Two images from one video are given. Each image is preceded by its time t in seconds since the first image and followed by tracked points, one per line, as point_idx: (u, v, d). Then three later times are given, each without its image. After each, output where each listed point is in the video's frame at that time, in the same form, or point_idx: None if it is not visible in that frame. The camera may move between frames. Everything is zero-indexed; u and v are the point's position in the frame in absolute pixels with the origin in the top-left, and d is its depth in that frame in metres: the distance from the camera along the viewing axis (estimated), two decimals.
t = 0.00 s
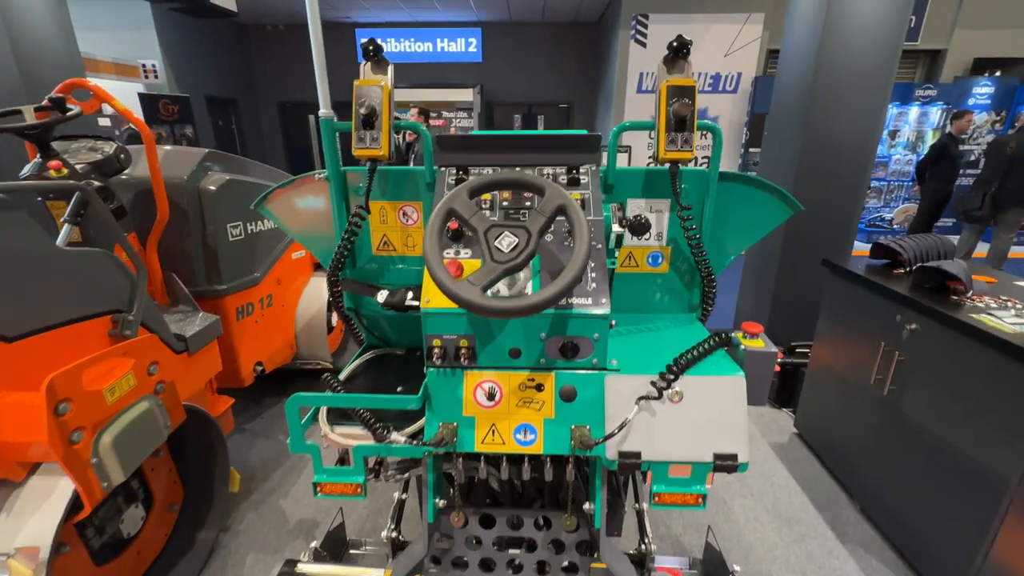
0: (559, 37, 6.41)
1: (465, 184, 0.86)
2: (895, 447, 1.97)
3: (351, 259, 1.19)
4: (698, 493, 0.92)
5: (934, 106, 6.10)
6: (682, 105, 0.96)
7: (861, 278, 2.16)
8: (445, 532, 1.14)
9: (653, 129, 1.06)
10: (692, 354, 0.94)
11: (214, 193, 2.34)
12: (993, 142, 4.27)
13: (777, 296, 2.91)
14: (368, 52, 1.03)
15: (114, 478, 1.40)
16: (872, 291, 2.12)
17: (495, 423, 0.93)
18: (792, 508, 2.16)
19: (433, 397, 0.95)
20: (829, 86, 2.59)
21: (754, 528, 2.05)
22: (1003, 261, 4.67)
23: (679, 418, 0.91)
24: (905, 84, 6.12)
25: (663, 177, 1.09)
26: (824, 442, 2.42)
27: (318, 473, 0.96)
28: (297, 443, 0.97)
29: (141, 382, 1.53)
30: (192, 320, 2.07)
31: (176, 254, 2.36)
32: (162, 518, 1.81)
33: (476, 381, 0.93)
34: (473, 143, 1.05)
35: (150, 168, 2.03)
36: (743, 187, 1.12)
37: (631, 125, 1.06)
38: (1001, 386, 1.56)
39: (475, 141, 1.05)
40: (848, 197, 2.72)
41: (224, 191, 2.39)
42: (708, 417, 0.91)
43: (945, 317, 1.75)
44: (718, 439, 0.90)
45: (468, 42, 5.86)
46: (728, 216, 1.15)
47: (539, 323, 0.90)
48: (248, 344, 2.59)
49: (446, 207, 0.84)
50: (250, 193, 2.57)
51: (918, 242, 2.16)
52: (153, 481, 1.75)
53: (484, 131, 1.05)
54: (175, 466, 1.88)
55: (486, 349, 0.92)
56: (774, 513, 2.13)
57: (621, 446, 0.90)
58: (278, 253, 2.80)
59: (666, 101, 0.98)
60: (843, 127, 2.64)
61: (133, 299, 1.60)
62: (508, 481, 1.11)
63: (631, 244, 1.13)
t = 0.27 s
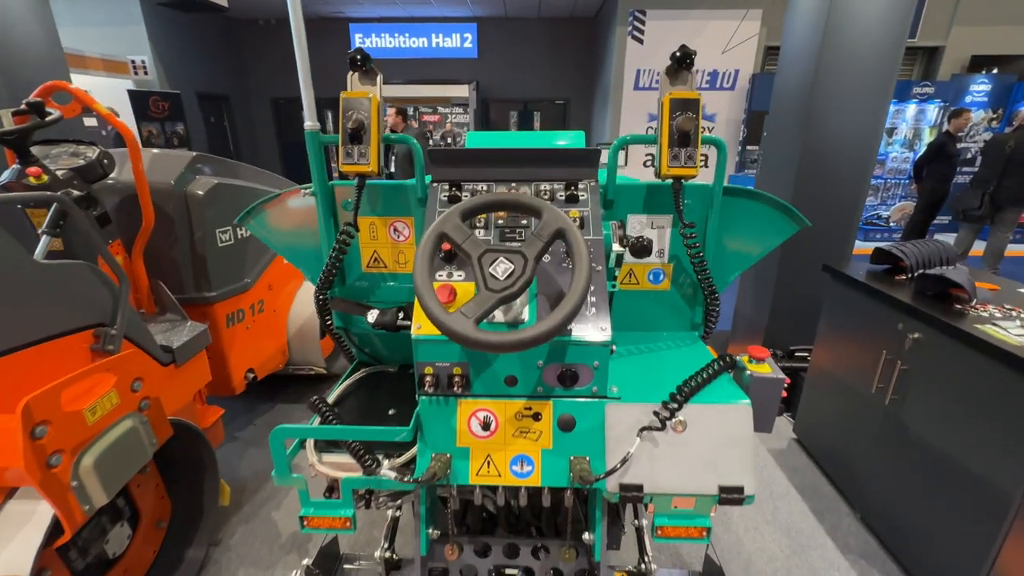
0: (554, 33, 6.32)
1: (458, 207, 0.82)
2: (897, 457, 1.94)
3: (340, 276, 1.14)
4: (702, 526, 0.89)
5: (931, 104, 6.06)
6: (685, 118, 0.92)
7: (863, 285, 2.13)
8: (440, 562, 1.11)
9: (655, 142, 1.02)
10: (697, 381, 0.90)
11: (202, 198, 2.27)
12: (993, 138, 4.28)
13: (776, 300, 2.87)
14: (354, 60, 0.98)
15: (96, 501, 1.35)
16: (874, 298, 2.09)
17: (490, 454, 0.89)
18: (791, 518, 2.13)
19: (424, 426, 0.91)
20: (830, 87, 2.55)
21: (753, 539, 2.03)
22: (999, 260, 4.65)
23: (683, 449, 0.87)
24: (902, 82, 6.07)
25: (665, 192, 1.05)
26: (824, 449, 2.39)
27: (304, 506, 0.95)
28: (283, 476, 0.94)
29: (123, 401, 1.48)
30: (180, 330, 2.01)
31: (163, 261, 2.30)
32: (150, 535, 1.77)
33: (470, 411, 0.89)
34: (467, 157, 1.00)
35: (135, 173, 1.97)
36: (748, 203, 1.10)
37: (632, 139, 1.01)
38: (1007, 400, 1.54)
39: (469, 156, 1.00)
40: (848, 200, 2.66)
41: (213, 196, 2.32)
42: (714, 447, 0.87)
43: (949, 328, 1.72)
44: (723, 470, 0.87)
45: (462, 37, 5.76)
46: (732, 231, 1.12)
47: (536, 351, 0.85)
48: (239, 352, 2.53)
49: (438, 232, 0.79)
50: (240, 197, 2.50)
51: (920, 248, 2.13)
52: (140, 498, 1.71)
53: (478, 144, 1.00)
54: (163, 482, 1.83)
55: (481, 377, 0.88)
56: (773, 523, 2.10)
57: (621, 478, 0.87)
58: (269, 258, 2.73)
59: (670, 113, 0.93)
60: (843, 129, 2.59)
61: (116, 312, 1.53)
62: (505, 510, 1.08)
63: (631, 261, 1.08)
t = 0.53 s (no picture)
0: (549, 19, 6.18)
1: (456, 212, 0.75)
2: (901, 458, 1.91)
3: (329, 282, 1.07)
4: (715, 549, 0.84)
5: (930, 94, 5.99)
6: (700, 114, 0.85)
7: (868, 283, 2.08)
8: None
9: (666, 139, 0.95)
10: (711, 396, 0.85)
11: (188, 193, 2.18)
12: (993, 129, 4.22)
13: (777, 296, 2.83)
14: (342, 48, 0.90)
15: (77, 515, 1.29)
16: (880, 296, 2.04)
17: (491, 475, 0.84)
18: (793, 518, 2.10)
19: (421, 446, 0.85)
20: (835, 78, 2.48)
21: (755, 540, 1.99)
22: (996, 252, 4.64)
23: (697, 470, 0.82)
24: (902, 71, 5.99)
25: (677, 193, 0.98)
26: (825, 448, 2.36)
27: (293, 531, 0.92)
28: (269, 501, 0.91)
29: (105, 409, 1.42)
30: (167, 331, 1.94)
31: (148, 258, 2.21)
32: (138, 543, 1.71)
33: (470, 429, 0.83)
34: (465, 155, 0.93)
35: (116, 166, 1.88)
36: (763, 203, 1.03)
37: (641, 136, 0.95)
38: (1019, 402, 1.50)
39: (468, 154, 0.93)
40: (852, 194, 2.63)
41: (199, 190, 2.23)
42: (728, 468, 0.83)
43: (960, 327, 1.67)
44: (739, 491, 0.82)
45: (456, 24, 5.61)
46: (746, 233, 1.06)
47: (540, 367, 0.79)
48: (229, 351, 2.46)
49: (433, 242, 0.73)
50: (227, 191, 2.41)
51: (927, 244, 2.06)
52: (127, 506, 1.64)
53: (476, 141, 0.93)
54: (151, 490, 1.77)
55: (481, 395, 0.82)
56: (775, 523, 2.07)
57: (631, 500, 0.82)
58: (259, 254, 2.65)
59: (683, 109, 0.86)
60: (848, 122, 2.53)
61: (96, 315, 1.45)
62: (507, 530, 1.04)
63: (639, 266, 1.02)
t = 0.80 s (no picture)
0: (546, 7, 6.05)
1: (452, 217, 0.70)
2: (905, 458, 1.88)
3: (318, 286, 1.02)
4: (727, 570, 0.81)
5: (930, 85, 5.93)
6: (713, 109, 0.80)
7: (873, 280, 2.03)
8: None
9: (675, 135, 0.89)
10: (725, 410, 0.80)
11: (173, 188, 2.09)
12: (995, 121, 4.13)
13: (778, 291, 2.78)
14: (327, 37, 0.83)
15: (57, 528, 1.24)
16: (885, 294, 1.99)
17: (491, 495, 0.79)
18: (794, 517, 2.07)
19: (416, 464, 0.80)
20: (841, 69, 2.41)
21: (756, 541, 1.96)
22: (994, 245, 4.60)
23: (708, 488, 0.78)
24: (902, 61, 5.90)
25: (686, 192, 0.93)
26: (826, 445, 2.33)
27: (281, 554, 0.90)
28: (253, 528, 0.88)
29: (86, 417, 1.36)
30: (154, 331, 1.87)
31: (133, 256, 2.14)
32: (126, 551, 1.66)
33: (467, 447, 0.78)
34: (461, 152, 0.87)
35: (96, 161, 1.79)
36: (777, 203, 0.98)
37: (649, 131, 0.89)
38: None
39: (463, 151, 0.87)
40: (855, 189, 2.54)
41: (185, 185, 2.15)
42: (741, 486, 0.78)
43: (969, 327, 1.63)
44: (753, 511, 0.78)
45: (450, 12, 5.48)
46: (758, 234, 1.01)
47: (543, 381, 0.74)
48: (220, 350, 2.40)
49: (428, 249, 0.68)
50: (215, 186, 2.33)
51: (932, 240, 2.00)
52: (114, 514, 1.59)
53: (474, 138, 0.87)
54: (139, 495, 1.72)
55: (479, 410, 0.76)
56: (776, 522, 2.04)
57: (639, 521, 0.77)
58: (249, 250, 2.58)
59: (696, 103, 0.80)
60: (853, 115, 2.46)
61: (75, 318, 1.38)
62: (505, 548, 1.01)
63: (646, 269, 0.97)
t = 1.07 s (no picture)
0: None
1: (446, 224, 0.65)
2: (908, 458, 1.85)
3: (306, 291, 0.96)
4: None
5: (931, 75, 5.84)
6: (726, 104, 0.74)
7: (879, 277, 1.99)
8: None
9: (685, 132, 0.84)
10: (738, 425, 0.76)
11: (160, 183, 2.02)
12: (997, 113, 4.06)
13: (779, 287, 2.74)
14: (311, 26, 0.76)
15: (40, 540, 1.19)
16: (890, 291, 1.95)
17: (489, 516, 0.75)
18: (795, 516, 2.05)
19: (410, 483, 0.76)
20: (847, 59, 2.34)
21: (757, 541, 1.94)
22: (994, 238, 4.55)
23: (718, 508, 0.74)
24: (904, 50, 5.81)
25: (695, 192, 0.87)
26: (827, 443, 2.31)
27: None
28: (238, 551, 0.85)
29: (69, 423, 1.31)
30: (141, 331, 1.82)
31: (119, 253, 2.07)
32: (116, 557, 1.61)
33: (464, 465, 0.74)
34: (455, 150, 0.82)
35: (77, 155, 1.72)
36: (791, 203, 0.93)
37: (657, 127, 0.84)
38: None
39: (458, 149, 0.82)
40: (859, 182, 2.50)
41: (172, 180, 2.07)
42: (753, 505, 0.75)
43: (978, 326, 1.59)
44: (766, 533, 0.74)
45: None
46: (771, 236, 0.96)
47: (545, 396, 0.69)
48: (211, 349, 2.34)
49: (421, 259, 0.63)
50: (204, 181, 2.26)
51: (940, 236, 1.91)
52: (102, 520, 1.54)
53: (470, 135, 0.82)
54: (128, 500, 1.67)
55: (476, 427, 0.72)
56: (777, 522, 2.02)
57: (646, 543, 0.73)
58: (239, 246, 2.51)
59: (708, 98, 0.75)
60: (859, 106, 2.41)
61: (55, 321, 1.32)
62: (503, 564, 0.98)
63: (652, 273, 0.92)
